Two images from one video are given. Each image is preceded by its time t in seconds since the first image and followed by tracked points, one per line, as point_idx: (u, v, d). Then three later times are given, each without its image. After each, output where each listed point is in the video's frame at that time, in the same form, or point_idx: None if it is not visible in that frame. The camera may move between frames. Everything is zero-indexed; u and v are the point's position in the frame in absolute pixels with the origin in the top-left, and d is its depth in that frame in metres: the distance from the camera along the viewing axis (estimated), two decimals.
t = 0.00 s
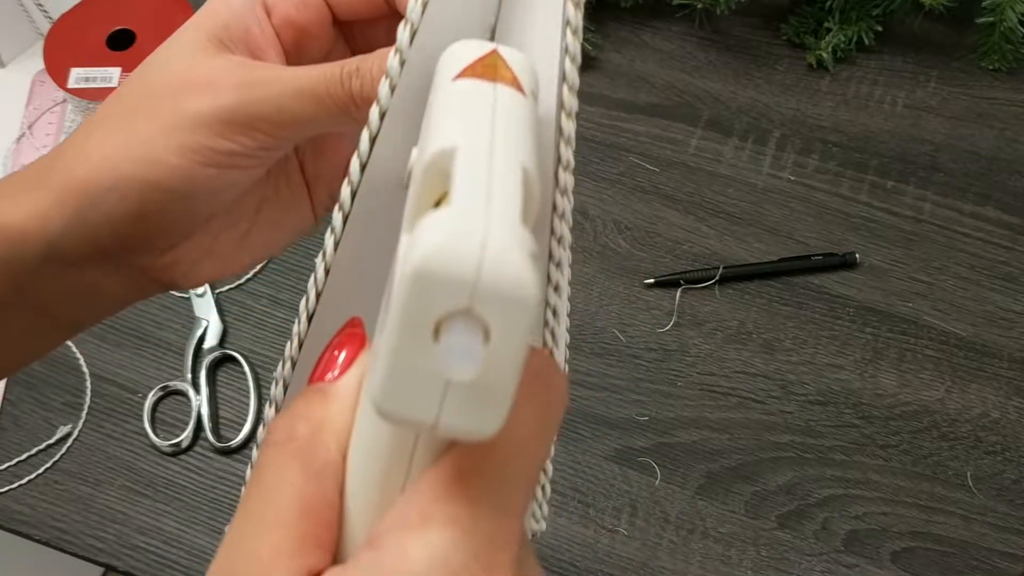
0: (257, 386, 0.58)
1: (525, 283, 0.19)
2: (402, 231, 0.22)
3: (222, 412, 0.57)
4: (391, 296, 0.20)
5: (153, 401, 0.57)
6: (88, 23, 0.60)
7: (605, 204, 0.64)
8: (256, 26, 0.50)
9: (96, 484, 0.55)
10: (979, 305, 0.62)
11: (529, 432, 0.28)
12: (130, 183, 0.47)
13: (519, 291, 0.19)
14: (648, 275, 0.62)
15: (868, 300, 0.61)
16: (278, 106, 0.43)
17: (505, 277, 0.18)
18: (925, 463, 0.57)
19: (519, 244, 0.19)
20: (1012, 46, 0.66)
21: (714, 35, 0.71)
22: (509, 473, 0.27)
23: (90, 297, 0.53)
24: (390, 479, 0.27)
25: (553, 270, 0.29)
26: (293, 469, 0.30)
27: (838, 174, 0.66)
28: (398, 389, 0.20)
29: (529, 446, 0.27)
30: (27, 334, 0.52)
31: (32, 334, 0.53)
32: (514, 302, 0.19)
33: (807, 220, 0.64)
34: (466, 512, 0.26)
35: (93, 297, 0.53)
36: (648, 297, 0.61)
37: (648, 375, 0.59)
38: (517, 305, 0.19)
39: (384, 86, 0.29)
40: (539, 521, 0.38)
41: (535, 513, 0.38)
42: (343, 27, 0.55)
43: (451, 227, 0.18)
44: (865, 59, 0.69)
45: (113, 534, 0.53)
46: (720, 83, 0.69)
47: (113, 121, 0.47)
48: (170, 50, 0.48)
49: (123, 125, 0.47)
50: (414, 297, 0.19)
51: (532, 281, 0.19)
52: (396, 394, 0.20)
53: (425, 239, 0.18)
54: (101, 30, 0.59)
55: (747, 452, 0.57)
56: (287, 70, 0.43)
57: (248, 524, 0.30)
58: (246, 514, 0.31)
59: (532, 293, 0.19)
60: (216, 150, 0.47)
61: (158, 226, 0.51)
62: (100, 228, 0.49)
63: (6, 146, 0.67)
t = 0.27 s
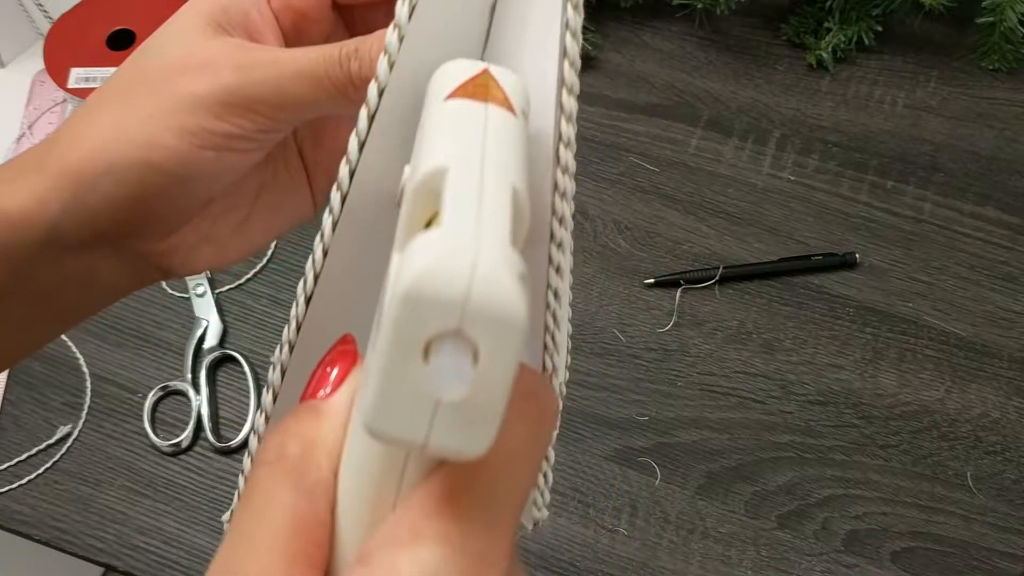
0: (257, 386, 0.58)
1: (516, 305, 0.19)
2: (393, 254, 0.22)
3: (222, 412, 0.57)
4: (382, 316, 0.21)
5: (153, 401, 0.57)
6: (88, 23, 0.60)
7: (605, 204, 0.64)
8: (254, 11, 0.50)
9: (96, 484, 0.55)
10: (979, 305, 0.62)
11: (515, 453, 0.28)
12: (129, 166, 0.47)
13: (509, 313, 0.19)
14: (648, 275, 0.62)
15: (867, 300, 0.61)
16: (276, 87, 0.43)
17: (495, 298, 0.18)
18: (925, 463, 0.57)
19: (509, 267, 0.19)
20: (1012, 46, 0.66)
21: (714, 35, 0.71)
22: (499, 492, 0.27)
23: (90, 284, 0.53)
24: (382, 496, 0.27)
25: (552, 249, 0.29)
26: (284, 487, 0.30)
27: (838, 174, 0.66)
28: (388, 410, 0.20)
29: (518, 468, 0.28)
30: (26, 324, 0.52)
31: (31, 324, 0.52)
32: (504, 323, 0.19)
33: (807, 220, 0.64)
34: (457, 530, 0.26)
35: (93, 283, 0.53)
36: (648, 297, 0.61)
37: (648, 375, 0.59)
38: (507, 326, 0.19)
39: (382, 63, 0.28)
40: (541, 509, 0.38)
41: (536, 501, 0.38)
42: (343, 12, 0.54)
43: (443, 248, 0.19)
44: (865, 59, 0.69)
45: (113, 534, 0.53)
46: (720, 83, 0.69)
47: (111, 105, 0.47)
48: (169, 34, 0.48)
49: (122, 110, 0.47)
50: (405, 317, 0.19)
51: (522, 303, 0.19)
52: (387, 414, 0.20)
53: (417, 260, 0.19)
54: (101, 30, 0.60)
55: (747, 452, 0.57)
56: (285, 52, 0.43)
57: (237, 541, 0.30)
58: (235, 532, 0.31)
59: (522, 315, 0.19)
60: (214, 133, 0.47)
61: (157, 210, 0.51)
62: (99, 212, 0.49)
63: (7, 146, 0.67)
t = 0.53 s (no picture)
0: (257, 386, 0.58)
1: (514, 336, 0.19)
2: (392, 283, 0.23)
3: (222, 412, 0.57)
4: (382, 344, 0.21)
5: (153, 401, 0.57)
6: (89, 24, 0.60)
7: (605, 204, 0.64)
8: None
9: (96, 484, 0.55)
10: (979, 305, 0.62)
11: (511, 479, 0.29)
12: (133, 153, 0.47)
13: (507, 343, 0.19)
14: (648, 275, 0.62)
15: (867, 300, 0.61)
16: (279, 74, 0.43)
17: (494, 328, 0.19)
18: (925, 463, 0.57)
19: (507, 298, 0.19)
20: (1012, 46, 0.66)
21: (714, 35, 0.71)
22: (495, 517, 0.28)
23: (94, 273, 0.53)
24: (381, 517, 0.28)
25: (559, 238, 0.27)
26: (282, 508, 0.31)
27: (838, 174, 0.66)
28: (387, 436, 0.20)
29: (515, 492, 0.29)
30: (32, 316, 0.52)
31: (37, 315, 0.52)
32: (501, 353, 0.19)
33: (807, 220, 0.64)
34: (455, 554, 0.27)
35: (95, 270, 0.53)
36: (648, 297, 0.61)
37: (648, 375, 0.59)
38: (505, 356, 0.19)
39: (388, 46, 0.27)
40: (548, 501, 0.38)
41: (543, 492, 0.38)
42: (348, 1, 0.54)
43: (442, 279, 0.19)
44: (865, 59, 0.70)
45: (113, 534, 0.53)
46: (720, 83, 0.69)
47: (115, 92, 0.47)
48: (174, 22, 0.48)
49: (126, 97, 0.47)
50: (406, 346, 0.19)
51: (520, 334, 0.19)
52: (386, 441, 0.21)
53: (417, 290, 0.19)
54: (101, 30, 0.59)
55: (747, 452, 0.57)
56: (288, 38, 0.43)
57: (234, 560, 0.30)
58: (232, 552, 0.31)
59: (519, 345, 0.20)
60: (218, 119, 0.46)
61: (160, 198, 0.51)
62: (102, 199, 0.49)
63: (7, 146, 0.67)
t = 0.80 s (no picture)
0: (257, 386, 0.58)
1: (513, 355, 0.20)
2: (391, 301, 0.23)
3: (222, 412, 0.57)
4: (382, 361, 0.22)
5: (153, 401, 0.57)
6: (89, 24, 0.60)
7: (605, 204, 0.64)
8: None
9: (96, 484, 0.54)
10: (979, 305, 0.62)
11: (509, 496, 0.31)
12: (139, 140, 0.47)
13: (505, 363, 0.20)
14: (648, 275, 0.62)
15: (867, 299, 0.61)
16: (287, 58, 0.43)
17: (492, 349, 0.20)
18: (925, 464, 0.57)
19: (506, 318, 0.20)
20: (1012, 46, 0.66)
21: (714, 35, 0.71)
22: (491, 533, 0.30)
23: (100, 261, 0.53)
24: (379, 532, 0.29)
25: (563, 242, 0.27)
26: (284, 523, 0.32)
27: (838, 174, 0.66)
28: (389, 452, 0.21)
29: (510, 509, 0.31)
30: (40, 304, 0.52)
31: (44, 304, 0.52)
32: (500, 372, 0.20)
33: (807, 220, 0.64)
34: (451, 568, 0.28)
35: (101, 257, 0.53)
36: (648, 297, 0.61)
37: (648, 375, 0.59)
38: (504, 374, 0.20)
39: (390, 25, 0.26)
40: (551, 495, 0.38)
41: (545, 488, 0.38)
42: None
43: (440, 301, 0.20)
44: (865, 59, 0.70)
45: (113, 534, 0.53)
46: (720, 83, 0.69)
47: (119, 78, 0.47)
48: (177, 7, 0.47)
49: (131, 82, 0.47)
50: (406, 366, 0.20)
51: (518, 353, 0.20)
52: (388, 457, 0.21)
53: (416, 312, 0.20)
54: (101, 30, 0.59)
55: (747, 452, 0.57)
56: (295, 23, 0.43)
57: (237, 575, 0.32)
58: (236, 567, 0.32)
59: (518, 364, 0.20)
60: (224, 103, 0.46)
61: (165, 185, 0.50)
62: (108, 186, 0.49)
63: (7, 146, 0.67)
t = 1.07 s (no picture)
0: (257, 386, 0.58)
1: (512, 360, 0.20)
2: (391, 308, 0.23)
3: (222, 412, 0.57)
4: (382, 367, 0.22)
5: (153, 401, 0.57)
6: (89, 24, 0.60)
7: (604, 204, 0.64)
8: None
9: (96, 484, 0.54)
10: (979, 305, 0.62)
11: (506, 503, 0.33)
12: (140, 119, 0.46)
13: (504, 368, 0.20)
14: (648, 275, 0.62)
15: (867, 299, 0.61)
16: (290, 36, 0.42)
17: (491, 354, 0.20)
18: (925, 464, 0.57)
19: (505, 324, 0.20)
20: (1012, 46, 0.67)
21: (714, 35, 0.71)
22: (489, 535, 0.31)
23: (103, 242, 0.53)
24: (378, 541, 0.29)
25: (567, 266, 0.27)
26: (286, 530, 0.33)
27: (838, 173, 0.66)
28: (388, 459, 0.21)
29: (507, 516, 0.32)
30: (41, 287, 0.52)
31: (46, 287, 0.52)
32: (499, 377, 0.20)
33: (807, 220, 0.64)
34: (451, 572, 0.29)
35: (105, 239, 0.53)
36: (648, 297, 0.61)
37: (648, 375, 0.59)
38: (503, 380, 0.20)
39: None
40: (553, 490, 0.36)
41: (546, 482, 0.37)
42: None
43: (439, 307, 0.20)
44: (865, 59, 0.70)
45: (113, 534, 0.53)
46: (720, 83, 0.69)
47: (121, 58, 0.47)
48: None
49: (131, 62, 0.46)
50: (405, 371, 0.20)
51: (518, 358, 0.20)
52: (387, 464, 0.21)
53: (416, 318, 0.20)
54: (102, 30, 0.59)
55: (747, 452, 0.57)
56: None
57: None
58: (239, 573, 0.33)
59: (517, 370, 0.20)
60: (226, 82, 0.45)
61: (167, 167, 0.50)
62: (109, 165, 0.48)
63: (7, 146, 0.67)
